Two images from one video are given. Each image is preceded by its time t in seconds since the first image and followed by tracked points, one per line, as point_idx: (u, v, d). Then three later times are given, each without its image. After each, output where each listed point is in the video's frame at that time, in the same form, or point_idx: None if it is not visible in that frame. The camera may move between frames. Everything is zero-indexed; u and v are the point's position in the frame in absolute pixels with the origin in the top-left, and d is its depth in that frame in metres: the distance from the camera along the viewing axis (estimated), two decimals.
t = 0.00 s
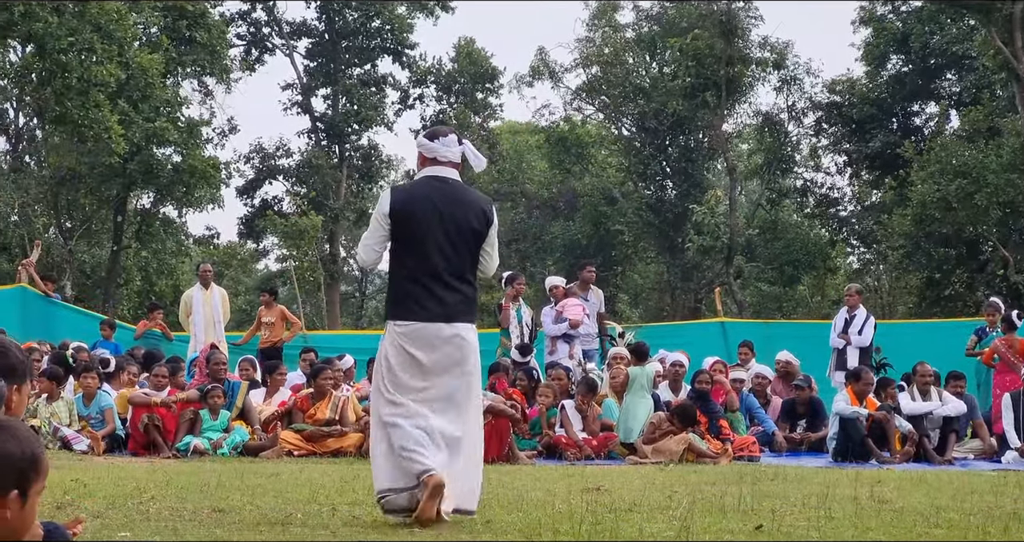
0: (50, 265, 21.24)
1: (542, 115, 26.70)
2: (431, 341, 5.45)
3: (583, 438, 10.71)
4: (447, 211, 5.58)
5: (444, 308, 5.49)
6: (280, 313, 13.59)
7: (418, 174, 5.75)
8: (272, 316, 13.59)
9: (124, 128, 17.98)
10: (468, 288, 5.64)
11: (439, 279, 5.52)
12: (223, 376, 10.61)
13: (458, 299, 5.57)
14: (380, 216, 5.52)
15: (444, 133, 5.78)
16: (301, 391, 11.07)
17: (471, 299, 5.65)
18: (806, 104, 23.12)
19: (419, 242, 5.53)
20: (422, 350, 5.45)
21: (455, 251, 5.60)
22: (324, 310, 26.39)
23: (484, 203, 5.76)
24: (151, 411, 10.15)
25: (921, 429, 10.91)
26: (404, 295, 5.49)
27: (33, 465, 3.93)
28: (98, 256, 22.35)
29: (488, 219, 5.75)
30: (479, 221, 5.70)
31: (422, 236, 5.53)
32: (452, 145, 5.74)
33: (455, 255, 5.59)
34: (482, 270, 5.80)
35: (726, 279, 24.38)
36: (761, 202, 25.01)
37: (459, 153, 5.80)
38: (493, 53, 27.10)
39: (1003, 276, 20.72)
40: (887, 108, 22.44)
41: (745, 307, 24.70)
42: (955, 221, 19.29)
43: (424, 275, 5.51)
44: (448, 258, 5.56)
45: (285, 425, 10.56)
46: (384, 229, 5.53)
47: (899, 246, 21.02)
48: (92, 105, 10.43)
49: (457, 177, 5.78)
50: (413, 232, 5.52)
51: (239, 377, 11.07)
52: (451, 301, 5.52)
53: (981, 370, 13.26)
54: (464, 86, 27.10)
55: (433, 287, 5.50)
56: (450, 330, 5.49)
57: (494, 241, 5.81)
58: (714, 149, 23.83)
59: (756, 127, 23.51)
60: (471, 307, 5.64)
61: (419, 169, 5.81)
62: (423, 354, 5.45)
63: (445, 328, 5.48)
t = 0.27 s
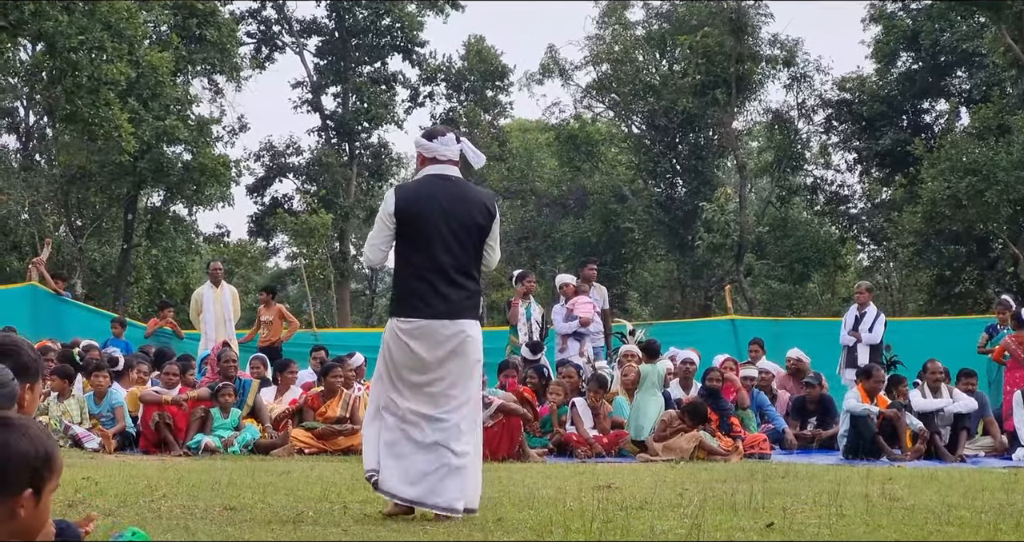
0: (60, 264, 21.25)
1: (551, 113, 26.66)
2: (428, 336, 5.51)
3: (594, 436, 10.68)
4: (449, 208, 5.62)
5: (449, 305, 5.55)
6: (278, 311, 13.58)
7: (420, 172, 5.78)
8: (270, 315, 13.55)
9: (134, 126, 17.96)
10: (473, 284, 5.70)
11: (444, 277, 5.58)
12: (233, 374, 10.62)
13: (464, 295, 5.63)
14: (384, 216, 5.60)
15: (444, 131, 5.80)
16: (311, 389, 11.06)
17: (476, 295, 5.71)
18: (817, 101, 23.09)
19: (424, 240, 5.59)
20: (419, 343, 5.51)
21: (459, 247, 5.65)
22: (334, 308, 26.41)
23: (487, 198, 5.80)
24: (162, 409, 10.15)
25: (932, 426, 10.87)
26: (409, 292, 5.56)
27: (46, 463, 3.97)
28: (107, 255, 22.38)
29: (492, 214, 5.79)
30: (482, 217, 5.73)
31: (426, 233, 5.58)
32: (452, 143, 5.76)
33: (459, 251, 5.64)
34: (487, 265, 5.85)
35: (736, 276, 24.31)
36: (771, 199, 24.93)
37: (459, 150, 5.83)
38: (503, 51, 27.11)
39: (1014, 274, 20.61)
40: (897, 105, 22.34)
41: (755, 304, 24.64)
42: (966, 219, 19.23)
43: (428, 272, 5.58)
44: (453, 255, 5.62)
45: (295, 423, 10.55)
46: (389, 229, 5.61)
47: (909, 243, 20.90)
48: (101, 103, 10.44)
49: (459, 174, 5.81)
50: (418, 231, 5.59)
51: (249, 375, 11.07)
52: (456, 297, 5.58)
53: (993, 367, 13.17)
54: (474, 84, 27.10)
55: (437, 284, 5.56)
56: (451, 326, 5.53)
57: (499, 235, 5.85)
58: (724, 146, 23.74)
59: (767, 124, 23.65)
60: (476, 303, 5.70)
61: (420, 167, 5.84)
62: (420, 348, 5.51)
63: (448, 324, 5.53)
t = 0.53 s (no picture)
0: (67, 259, 21.22)
1: (558, 109, 26.61)
2: (421, 335, 5.55)
3: (601, 431, 10.67)
4: (434, 213, 5.65)
5: (441, 307, 5.60)
6: (270, 305, 13.78)
7: (404, 178, 5.79)
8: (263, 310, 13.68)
9: (141, 122, 18.07)
10: (462, 285, 5.73)
11: (434, 280, 5.62)
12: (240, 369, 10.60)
13: (453, 297, 5.67)
14: (372, 225, 5.62)
15: (426, 136, 5.79)
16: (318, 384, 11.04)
17: (467, 295, 5.75)
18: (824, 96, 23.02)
19: (412, 246, 5.62)
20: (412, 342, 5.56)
21: (447, 251, 5.68)
22: (340, 303, 26.41)
23: (472, 199, 5.81)
24: (169, 404, 10.20)
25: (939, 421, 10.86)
26: (399, 296, 5.62)
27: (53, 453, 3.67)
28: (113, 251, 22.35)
29: (477, 214, 5.80)
30: (468, 218, 5.74)
31: (412, 239, 5.62)
32: (434, 147, 5.76)
33: (446, 254, 5.66)
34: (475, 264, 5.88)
35: (742, 271, 24.26)
36: (778, 194, 24.85)
37: (442, 153, 5.83)
38: (509, 47, 27.08)
39: (1021, 269, 20.55)
40: (903, 100, 22.27)
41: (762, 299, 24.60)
42: (973, 214, 19.20)
43: (418, 277, 5.62)
44: (441, 258, 5.65)
45: (302, 418, 10.53)
46: (377, 237, 5.63)
47: (916, 238, 20.82)
48: (107, 99, 10.42)
49: (443, 177, 5.82)
50: (406, 236, 5.62)
51: (256, 370, 11.08)
52: (447, 300, 5.62)
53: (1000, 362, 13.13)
54: (480, 79, 27.09)
55: (426, 287, 5.61)
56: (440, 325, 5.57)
57: (486, 234, 5.88)
58: (731, 141, 23.67)
59: (774, 120, 23.48)
60: (467, 304, 5.74)
61: (405, 173, 5.85)
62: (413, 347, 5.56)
63: (439, 326, 5.56)
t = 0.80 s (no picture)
0: (70, 257, 21.25)
1: (561, 106, 26.58)
2: (412, 335, 5.80)
3: (604, 428, 10.66)
4: (416, 208, 5.92)
5: (422, 300, 5.83)
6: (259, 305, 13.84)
7: (390, 175, 6.09)
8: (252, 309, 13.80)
9: (144, 120, 18.07)
10: (445, 280, 5.98)
11: (415, 274, 5.87)
12: (243, 367, 10.64)
13: (436, 291, 5.91)
14: (355, 219, 5.91)
15: (411, 133, 6.08)
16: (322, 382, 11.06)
17: (449, 290, 5.99)
18: (828, 93, 22.96)
19: (394, 240, 5.89)
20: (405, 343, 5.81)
21: (429, 245, 5.93)
22: (343, 301, 26.40)
23: (454, 195, 6.08)
24: (173, 402, 10.17)
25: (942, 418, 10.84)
26: (384, 291, 5.86)
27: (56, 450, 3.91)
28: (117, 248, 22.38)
29: (459, 210, 6.07)
30: (450, 213, 6.02)
31: (396, 234, 5.88)
32: (418, 144, 6.04)
33: (429, 249, 5.93)
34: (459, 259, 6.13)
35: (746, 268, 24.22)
36: (781, 191, 24.80)
37: (426, 150, 6.11)
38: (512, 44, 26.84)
39: None
40: (907, 98, 22.21)
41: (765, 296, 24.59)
42: (976, 211, 19.18)
43: (400, 271, 5.87)
44: (422, 252, 5.91)
45: (306, 416, 10.54)
46: (360, 231, 5.92)
47: (919, 235, 20.77)
48: (110, 97, 10.42)
49: (426, 173, 6.10)
50: (388, 230, 5.89)
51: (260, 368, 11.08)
52: (428, 293, 5.86)
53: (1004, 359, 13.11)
54: (483, 77, 27.05)
55: (410, 281, 5.86)
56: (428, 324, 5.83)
57: (468, 230, 6.13)
58: (734, 139, 23.62)
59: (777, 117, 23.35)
60: (449, 298, 5.98)
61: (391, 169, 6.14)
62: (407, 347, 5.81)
63: (422, 322, 5.81)
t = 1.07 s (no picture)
0: (74, 255, 21.32)
1: (565, 103, 26.58)
2: (414, 332, 5.92)
3: (609, 425, 10.64)
4: (413, 208, 5.99)
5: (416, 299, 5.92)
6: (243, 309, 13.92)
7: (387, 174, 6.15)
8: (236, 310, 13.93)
9: (148, 117, 18.03)
10: (439, 280, 6.06)
11: (410, 273, 5.94)
12: (248, 364, 10.69)
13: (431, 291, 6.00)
14: (351, 217, 5.96)
15: (409, 134, 6.14)
16: (326, 380, 11.06)
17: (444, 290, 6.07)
18: (831, 91, 22.92)
19: (390, 239, 5.95)
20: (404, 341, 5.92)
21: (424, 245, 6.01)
22: (348, 298, 26.42)
23: (450, 197, 6.16)
24: (178, 400, 10.18)
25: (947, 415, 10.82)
26: (380, 290, 5.93)
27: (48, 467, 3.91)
28: (121, 246, 22.42)
29: (454, 212, 6.15)
30: (445, 215, 6.09)
31: (393, 234, 5.95)
32: (417, 145, 6.09)
33: (425, 250, 6.00)
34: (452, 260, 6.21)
35: (749, 266, 24.20)
36: (785, 188, 24.77)
37: (425, 152, 6.16)
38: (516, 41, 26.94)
39: None
40: (910, 95, 22.17)
41: (770, 293, 24.59)
42: (980, 208, 19.17)
43: (395, 269, 5.93)
44: (418, 252, 5.98)
45: (310, 414, 10.56)
46: (356, 229, 5.97)
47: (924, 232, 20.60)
48: (114, 94, 10.41)
49: (424, 175, 6.16)
50: (384, 229, 5.95)
51: (265, 365, 11.09)
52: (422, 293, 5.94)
53: (1009, 356, 13.08)
54: (487, 74, 27.08)
55: (405, 281, 5.93)
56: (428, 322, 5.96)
57: (463, 231, 6.21)
58: (738, 136, 23.58)
59: (781, 113, 23.42)
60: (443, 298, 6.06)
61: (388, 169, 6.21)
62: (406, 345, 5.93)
63: (418, 320, 5.92)
